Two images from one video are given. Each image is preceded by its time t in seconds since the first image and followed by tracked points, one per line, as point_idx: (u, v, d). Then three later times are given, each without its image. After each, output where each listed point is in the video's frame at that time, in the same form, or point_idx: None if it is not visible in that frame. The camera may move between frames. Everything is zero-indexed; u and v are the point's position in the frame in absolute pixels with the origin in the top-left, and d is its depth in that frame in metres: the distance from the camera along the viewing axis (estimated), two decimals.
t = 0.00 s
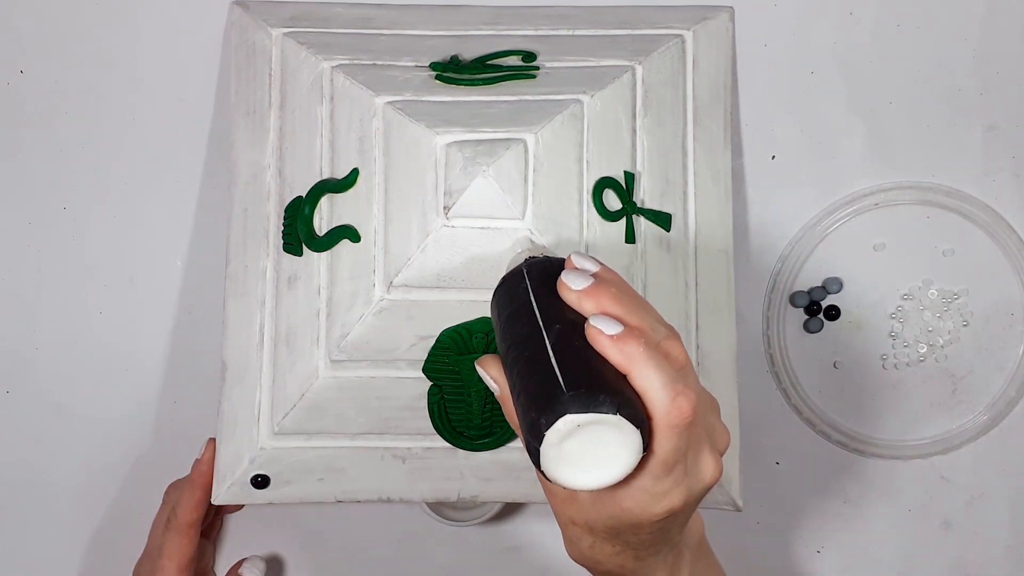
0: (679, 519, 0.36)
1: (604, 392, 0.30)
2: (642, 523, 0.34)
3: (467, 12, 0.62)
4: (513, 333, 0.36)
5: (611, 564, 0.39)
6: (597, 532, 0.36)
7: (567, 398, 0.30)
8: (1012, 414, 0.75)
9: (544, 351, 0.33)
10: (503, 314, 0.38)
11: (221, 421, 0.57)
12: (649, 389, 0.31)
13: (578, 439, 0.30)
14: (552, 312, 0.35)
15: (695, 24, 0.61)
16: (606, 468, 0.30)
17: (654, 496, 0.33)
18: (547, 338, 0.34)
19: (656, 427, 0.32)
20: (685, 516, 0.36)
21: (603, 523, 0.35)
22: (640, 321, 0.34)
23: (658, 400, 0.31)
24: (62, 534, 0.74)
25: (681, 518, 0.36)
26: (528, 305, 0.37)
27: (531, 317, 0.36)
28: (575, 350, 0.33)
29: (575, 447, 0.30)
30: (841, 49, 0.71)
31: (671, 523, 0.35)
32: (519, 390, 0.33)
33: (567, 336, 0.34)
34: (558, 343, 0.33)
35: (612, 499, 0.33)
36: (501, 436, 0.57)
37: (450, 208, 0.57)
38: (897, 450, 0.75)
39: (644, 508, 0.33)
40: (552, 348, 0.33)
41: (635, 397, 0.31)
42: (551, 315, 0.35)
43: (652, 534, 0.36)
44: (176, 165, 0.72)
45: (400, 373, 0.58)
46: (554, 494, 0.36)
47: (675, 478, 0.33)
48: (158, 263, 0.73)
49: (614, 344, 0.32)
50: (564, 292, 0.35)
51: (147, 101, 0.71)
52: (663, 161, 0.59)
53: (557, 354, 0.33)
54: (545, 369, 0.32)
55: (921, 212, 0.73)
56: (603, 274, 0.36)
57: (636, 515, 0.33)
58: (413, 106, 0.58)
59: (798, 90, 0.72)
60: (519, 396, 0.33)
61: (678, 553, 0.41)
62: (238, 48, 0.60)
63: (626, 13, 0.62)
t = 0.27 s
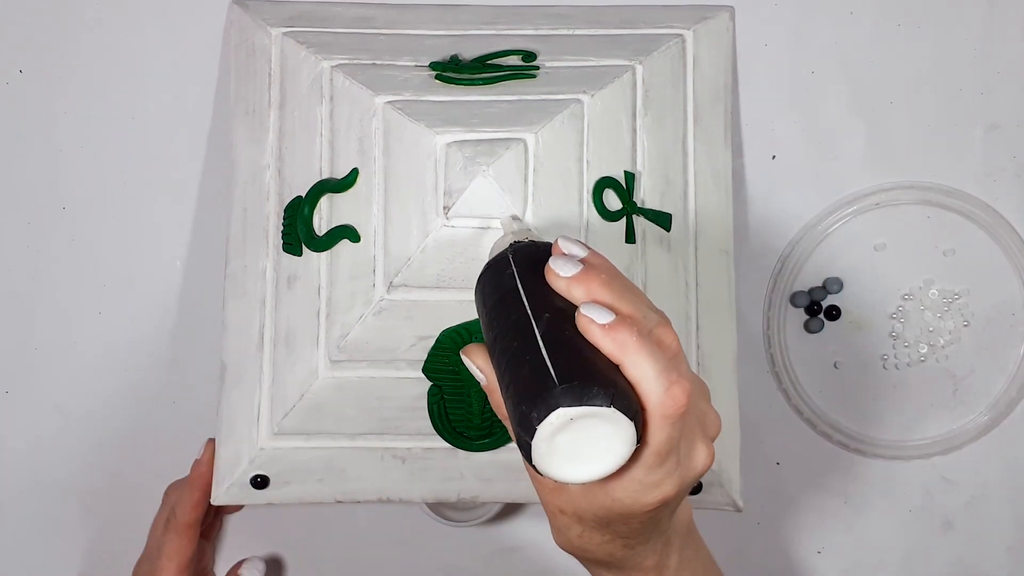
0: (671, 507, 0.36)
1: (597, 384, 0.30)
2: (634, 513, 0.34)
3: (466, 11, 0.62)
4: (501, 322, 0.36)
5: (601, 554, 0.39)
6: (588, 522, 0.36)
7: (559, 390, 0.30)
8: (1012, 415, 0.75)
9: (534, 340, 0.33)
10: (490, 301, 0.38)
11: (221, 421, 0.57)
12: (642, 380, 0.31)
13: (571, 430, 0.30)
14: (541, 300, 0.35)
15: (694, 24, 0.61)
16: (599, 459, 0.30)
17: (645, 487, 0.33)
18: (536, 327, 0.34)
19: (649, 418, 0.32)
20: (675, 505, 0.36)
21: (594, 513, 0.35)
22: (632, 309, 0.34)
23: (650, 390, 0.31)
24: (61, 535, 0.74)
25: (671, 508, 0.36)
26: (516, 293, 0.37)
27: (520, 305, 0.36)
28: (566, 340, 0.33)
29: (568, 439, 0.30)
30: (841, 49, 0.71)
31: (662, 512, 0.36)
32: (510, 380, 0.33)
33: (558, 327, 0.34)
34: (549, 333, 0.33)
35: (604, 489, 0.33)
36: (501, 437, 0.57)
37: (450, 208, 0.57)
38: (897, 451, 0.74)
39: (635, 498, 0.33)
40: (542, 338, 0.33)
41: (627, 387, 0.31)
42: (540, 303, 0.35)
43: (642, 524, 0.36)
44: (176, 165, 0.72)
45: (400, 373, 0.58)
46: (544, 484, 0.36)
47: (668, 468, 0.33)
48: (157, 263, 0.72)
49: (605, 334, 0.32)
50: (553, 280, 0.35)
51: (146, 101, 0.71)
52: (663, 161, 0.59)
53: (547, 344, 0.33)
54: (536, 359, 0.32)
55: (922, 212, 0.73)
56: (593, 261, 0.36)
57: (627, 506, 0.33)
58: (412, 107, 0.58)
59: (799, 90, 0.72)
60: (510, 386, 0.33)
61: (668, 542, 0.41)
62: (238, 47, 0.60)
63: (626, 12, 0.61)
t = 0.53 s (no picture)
0: (649, 467, 0.34)
1: (572, 330, 0.29)
2: (612, 470, 0.32)
3: (466, 11, 0.62)
4: (477, 275, 0.35)
5: (578, 517, 0.37)
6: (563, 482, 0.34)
7: (534, 336, 0.29)
8: (1012, 415, 0.75)
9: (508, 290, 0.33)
10: (467, 258, 0.38)
11: (221, 421, 0.57)
12: (618, 329, 0.30)
13: (545, 378, 0.29)
14: (517, 253, 0.35)
15: (694, 24, 0.61)
16: (574, 409, 0.29)
17: (622, 441, 0.31)
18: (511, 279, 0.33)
19: (624, 366, 0.30)
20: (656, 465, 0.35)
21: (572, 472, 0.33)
22: (608, 259, 0.32)
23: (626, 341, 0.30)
24: (61, 535, 0.74)
25: (649, 468, 0.34)
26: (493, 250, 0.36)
27: (496, 260, 0.35)
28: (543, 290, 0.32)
29: (542, 388, 0.29)
30: (841, 49, 0.71)
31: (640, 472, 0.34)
32: (483, 330, 0.32)
33: (533, 276, 0.33)
34: (524, 282, 0.32)
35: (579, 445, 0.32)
36: (501, 437, 0.57)
37: (449, 208, 0.57)
38: (897, 450, 0.74)
39: (612, 453, 0.31)
40: (516, 288, 0.32)
41: (602, 335, 0.30)
42: (515, 255, 0.34)
43: (619, 484, 0.34)
44: (176, 165, 0.72)
45: (401, 374, 0.58)
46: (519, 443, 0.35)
47: (646, 422, 0.31)
48: (157, 263, 0.72)
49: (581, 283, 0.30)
50: (530, 233, 0.34)
51: (146, 101, 0.71)
52: (663, 161, 0.59)
53: (521, 292, 0.32)
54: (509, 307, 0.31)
55: (922, 213, 0.73)
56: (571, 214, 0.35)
57: (603, 462, 0.32)
58: (412, 107, 0.59)
59: (798, 90, 0.72)
60: (483, 336, 0.32)
61: (649, 507, 0.39)
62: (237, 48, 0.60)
63: (626, 12, 0.61)
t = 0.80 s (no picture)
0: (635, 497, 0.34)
1: (540, 365, 0.29)
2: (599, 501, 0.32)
3: (466, 11, 0.62)
4: (452, 312, 0.35)
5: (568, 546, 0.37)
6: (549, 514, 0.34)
7: (502, 373, 0.29)
8: (1012, 415, 0.75)
9: (479, 327, 0.32)
10: (444, 292, 0.37)
11: (220, 421, 0.57)
12: (589, 362, 0.29)
13: (516, 414, 0.28)
14: (491, 287, 0.34)
15: (695, 24, 0.60)
16: (547, 444, 0.29)
17: (602, 472, 0.31)
18: (483, 315, 0.32)
19: (596, 399, 0.30)
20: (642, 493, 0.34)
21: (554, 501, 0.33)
22: (580, 291, 0.31)
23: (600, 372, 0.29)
24: (62, 535, 0.74)
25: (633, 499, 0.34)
26: (466, 284, 0.36)
27: (470, 295, 0.34)
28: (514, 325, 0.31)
29: (514, 422, 0.28)
30: (842, 49, 0.71)
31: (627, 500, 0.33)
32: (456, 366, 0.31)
33: (505, 312, 0.32)
34: (495, 318, 0.32)
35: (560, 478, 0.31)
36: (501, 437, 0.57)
37: (450, 208, 0.57)
38: (897, 451, 0.74)
39: (593, 485, 0.31)
40: (487, 324, 0.32)
41: (572, 369, 0.29)
42: (489, 289, 0.34)
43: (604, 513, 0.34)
44: (175, 164, 0.72)
45: (400, 374, 0.58)
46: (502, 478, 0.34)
47: (624, 452, 0.31)
48: (157, 263, 0.72)
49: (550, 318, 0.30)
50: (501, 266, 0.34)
51: (146, 101, 0.71)
52: (663, 161, 0.59)
53: (493, 329, 0.31)
54: (480, 345, 0.31)
55: (922, 212, 0.73)
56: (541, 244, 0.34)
57: (585, 495, 0.31)
58: (413, 107, 0.59)
59: (799, 90, 0.71)
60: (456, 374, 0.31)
61: (640, 532, 0.38)
62: (237, 47, 0.60)
63: (626, 12, 0.61)
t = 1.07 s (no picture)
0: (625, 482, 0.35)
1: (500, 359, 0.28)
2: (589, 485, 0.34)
3: (466, 11, 0.61)
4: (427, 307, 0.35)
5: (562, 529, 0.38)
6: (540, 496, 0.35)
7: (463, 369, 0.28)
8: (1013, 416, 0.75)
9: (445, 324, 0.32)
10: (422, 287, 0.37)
11: (221, 421, 0.57)
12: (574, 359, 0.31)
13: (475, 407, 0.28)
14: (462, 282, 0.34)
15: (695, 24, 0.60)
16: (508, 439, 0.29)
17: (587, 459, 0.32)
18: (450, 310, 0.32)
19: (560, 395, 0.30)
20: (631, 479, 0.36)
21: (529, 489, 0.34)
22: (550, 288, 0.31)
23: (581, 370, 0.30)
24: (62, 535, 0.74)
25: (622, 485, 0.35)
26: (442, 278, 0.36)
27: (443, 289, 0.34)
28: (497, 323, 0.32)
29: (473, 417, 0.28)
30: (841, 49, 0.71)
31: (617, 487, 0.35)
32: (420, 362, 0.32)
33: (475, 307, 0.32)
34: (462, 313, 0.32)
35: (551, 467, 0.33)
36: (501, 437, 0.57)
37: (450, 208, 0.58)
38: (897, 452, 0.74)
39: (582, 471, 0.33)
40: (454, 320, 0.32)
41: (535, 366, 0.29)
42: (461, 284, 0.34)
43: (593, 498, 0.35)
44: (175, 165, 0.72)
45: (400, 374, 0.57)
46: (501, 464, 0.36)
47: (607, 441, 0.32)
48: (157, 263, 0.72)
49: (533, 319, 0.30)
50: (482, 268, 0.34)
51: (146, 101, 0.71)
52: (663, 161, 0.59)
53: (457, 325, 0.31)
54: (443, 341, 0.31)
55: (921, 212, 0.73)
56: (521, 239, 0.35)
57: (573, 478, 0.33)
58: (413, 107, 0.59)
59: (798, 90, 0.72)
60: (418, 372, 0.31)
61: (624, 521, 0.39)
62: (238, 48, 0.60)
63: (627, 11, 0.61)
